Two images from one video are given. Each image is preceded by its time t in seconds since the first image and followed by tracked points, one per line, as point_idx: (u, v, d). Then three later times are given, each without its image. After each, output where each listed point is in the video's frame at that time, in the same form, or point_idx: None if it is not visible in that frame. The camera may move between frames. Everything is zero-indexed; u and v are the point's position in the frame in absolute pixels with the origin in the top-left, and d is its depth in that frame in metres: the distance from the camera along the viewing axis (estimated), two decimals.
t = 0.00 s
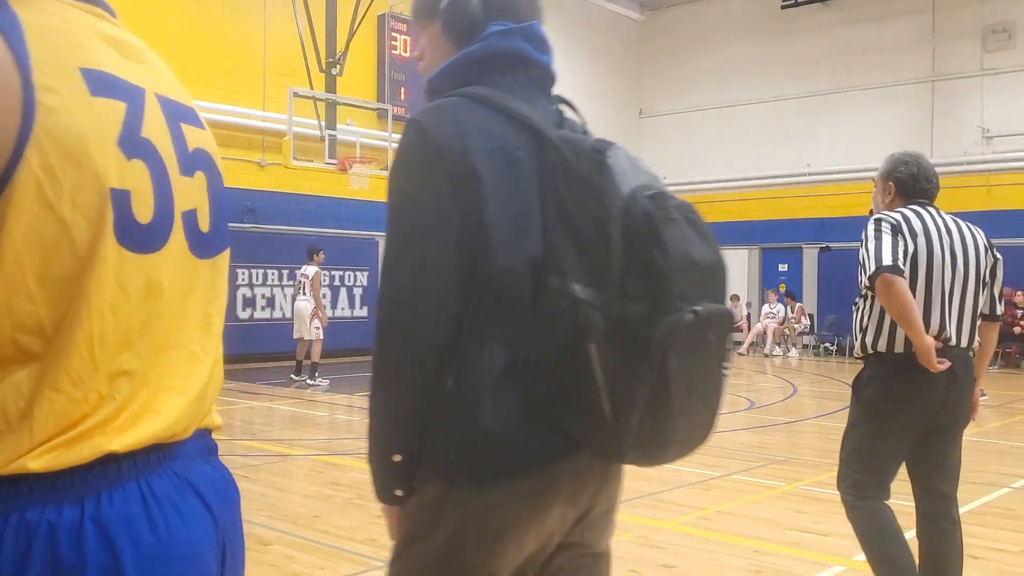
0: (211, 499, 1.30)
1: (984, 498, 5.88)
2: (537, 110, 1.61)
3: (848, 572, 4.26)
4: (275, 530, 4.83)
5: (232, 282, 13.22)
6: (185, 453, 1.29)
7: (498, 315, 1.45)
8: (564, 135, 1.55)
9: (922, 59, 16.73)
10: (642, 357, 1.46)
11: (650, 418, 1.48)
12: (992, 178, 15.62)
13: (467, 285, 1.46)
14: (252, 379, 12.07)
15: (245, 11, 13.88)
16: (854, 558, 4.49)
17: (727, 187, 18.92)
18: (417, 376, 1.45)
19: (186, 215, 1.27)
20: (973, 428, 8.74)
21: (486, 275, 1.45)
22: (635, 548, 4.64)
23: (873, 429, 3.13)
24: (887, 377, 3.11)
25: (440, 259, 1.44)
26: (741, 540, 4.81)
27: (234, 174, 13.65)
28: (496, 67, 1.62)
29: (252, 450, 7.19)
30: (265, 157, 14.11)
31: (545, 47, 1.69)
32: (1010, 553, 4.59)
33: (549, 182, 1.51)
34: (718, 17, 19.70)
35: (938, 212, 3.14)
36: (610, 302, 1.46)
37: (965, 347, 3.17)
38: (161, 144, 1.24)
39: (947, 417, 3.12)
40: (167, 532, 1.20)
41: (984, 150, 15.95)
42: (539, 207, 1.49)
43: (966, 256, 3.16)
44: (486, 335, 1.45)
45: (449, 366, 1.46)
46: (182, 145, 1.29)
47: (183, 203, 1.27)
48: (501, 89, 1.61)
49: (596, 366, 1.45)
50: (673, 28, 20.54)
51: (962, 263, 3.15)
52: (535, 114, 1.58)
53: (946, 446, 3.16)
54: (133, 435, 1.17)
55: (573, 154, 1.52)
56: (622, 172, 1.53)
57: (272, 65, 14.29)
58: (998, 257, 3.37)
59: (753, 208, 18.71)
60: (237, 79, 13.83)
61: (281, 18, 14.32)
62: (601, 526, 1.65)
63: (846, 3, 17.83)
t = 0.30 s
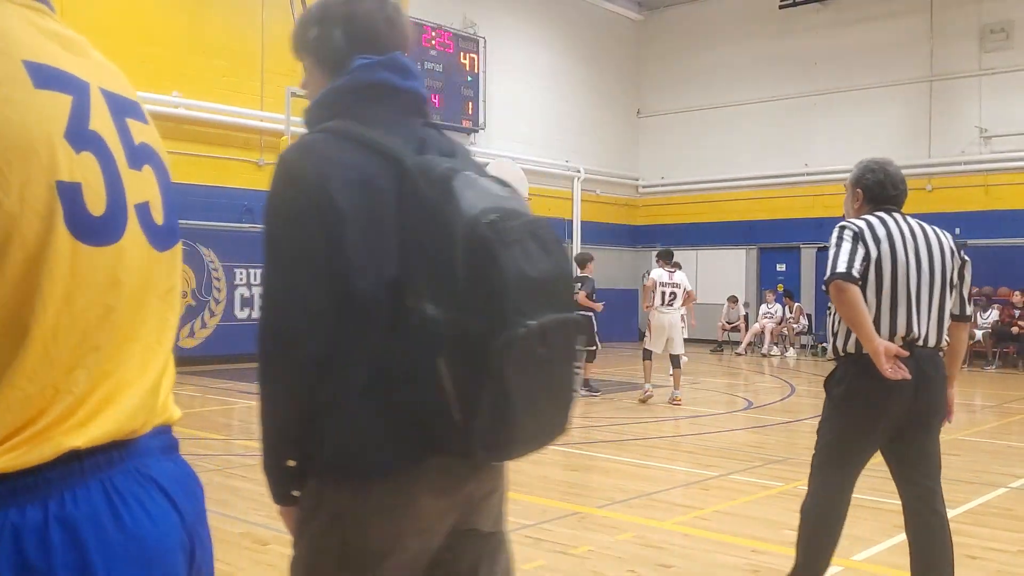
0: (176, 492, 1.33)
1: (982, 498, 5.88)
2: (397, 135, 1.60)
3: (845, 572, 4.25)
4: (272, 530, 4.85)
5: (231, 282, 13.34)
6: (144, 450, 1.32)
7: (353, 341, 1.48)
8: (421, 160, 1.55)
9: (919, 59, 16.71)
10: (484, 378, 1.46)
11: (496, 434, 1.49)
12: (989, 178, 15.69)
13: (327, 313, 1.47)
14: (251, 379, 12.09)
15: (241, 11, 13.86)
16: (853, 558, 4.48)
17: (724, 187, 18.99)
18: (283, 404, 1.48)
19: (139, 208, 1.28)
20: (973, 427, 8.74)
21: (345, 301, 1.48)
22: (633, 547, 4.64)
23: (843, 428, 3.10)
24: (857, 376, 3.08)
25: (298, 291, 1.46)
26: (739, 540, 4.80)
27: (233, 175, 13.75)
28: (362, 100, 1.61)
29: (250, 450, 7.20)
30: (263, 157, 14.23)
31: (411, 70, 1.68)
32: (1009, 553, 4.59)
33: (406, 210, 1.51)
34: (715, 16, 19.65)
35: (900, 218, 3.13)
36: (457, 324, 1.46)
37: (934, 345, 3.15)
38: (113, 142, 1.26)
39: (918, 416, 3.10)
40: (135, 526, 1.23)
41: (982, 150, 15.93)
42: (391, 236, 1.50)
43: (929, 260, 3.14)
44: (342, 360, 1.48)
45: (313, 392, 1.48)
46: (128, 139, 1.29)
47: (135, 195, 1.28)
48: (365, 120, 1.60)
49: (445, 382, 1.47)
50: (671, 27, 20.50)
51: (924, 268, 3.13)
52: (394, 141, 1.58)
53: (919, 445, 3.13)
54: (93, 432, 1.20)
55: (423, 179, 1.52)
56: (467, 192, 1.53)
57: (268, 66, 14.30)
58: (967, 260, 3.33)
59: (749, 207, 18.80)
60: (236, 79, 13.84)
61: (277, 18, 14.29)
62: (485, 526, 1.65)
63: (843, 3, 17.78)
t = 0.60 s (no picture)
0: (74, 507, 1.27)
1: (979, 498, 5.88)
2: (277, 134, 1.67)
3: (842, 572, 4.24)
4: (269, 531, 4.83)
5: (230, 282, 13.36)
6: (45, 455, 1.27)
7: (232, 332, 1.55)
8: (298, 159, 1.62)
9: (916, 59, 16.73)
10: (352, 363, 1.55)
11: (366, 416, 1.58)
12: (987, 178, 15.73)
13: (212, 306, 1.55)
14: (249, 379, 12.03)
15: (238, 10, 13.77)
16: (849, 558, 4.48)
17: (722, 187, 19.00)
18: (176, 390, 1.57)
19: (43, 210, 1.24)
20: (970, 428, 8.74)
21: (226, 294, 1.55)
22: (630, 548, 4.63)
23: (786, 427, 3.10)
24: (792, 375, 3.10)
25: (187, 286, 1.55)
26: (737, 540, 4.80)
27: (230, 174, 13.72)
28: (246, 104, 1.68)
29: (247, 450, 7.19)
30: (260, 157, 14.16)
31: (296, 75, 1.75)
32: (1006, 554, 4.59)
33: (283, 207, 1.58)
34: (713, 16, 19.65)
35: (835, 227, 3.13)
36: (328, 313, 1.55)
37: (873, 349, 3.10)
38: (24, 142, 1.23)
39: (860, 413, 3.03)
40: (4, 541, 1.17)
41: (980, 151, 15.92)
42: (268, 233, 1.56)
43: (864, 264, 3.12)
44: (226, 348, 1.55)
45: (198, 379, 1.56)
46: (43, 143, 1.27)
47: (42, 198, 1.24)
48: (250, 124, 1.67)
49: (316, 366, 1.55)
50: (669, 27, 20.49)
51: (858, 272, 3.10)
52: (273, 140, 1.64)
53: (869, 443, 3.05)
54: None
55: (297, 178, 1.59)
56: (340, 189, 1.60)
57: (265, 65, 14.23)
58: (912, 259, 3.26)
59: (746, 207, 18.83)
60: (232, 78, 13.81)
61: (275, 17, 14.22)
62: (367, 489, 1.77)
63: (840, 3, 17.80)
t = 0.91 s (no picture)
0: None
1: (976, 497, 5.88)
2: (209, 160, 1.89)
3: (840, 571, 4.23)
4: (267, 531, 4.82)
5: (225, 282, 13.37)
6: None
7: (169, 334, 1.78)
8: (226, 183, 1.85)
9: (913, 59, 16.77)
10: (270, 360, 1.78)
11: (281, 406, 1.79)
12: (983, 178, 15.77)
13: (153, 311, 1.78)
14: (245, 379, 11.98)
15: (234, 8, 13.70)
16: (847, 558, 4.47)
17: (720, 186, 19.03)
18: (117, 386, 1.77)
19: None
20: (966, 427, 8.74)
21: (162, 301, 1.77)
22: (627, 547, 4.62)
23: (758, 421, 3.24)
24: (758, 370, 3.24)
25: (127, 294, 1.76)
26: (734, 540, 4.80)
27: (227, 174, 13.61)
28: (187, 136, 1.90)
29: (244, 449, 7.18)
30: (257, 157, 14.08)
31: (228, 108, 1.97)
32: (1004, 553, 4.59)
33: (215, 225, 1.80)
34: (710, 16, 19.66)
35: (786, 224, 3.31)
36: (250, 317, 1.78)
37: (831, 338, 3.24)
38: None
39: (822, 404, 3.21)
40: None
41: (976, 150, 15.96)
42: (200, 247, 1.79)
43: (815, 258, 3.28)
44: (167, 348, 1.78)
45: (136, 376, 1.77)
46: None
47: None
48: (186, 152, 1.89)
49: (236, 364, 1.79)
50: (666, 26, 20.50)
51: (808, 266, 3.27)
52: (205, 167, 1.87)
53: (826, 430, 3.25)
54: None
55: (224, 200, 1.82)
56: (261, 209, 1.83)
57: (262, 64, 14.08)
58: (865, 252, 3.40)
59: (743, 206, 18.86)
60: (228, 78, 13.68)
61: (272, 16, 14.16)
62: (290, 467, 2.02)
63: (836, 3, 17.85)
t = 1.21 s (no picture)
0: None
1: (970, 497, 5.90)
2: (162, 163, 2.09)
3: (833, 571, 4.25)
4: (260, 532, 4.82)
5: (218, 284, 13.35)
6: None
7: (112, 313, 1.93)
8: (175, 183, 2.05)
9: (906, 61, 16.85)
10: (203, 342, 1.96)
11: (213, 384, 1.99)
12: (976, 178, 15.84)
13: (98, 290, 1.93)
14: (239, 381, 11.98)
15: (228, 9, 13.67)
16: (841, 558, 4.48)
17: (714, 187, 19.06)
18: (61, 358, 1.92)
19: None
20: (958, 427, 8.77)
21: (107, 281, 1.93)
22: (622, 548, 4.62)
23: (749, 418, 3.24)
24: (750, 368, 3.25)
25: (75, 273, 1.92)
26: (728, 540, 4.81)
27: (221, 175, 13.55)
28: (143, 137, 2.11)
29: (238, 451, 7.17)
30: (251, 157, 13.97)
31: (183, 118, 2.18)
32: (997, 553, 4.60)
33: (162, 217, 2.00)
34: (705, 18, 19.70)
35: (775, 226, 3.31)
36: (188, 301, 1.96)
37: (820, 335, 3.26)
38: None
39: (810, 400, 3.23)
40: None
41: (968, 152, 16.04)
42: (147, 237, 1.98)
43: (804, 259, 3.29)
44: (107, 325, 1.93)
45: (77, 348, 1.92)
46: None
47: None
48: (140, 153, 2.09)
49: (172, 344, 1.97)
50: (661, 28, 20.55)
51: (798, 266, 3.27)
52: (157, 167, 2.07)
53: (813, 425, 3.27)
54: None
55: (172, 198, 2.02)
56: (204, 207, 2.02)
57: (256, 65, 14.06)
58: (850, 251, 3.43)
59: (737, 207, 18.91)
60: (223, 78, 13.61)
61: (266, 16, 14.13)
62: (217, 448, 2.18)
63: (830, 5, 17.93)
